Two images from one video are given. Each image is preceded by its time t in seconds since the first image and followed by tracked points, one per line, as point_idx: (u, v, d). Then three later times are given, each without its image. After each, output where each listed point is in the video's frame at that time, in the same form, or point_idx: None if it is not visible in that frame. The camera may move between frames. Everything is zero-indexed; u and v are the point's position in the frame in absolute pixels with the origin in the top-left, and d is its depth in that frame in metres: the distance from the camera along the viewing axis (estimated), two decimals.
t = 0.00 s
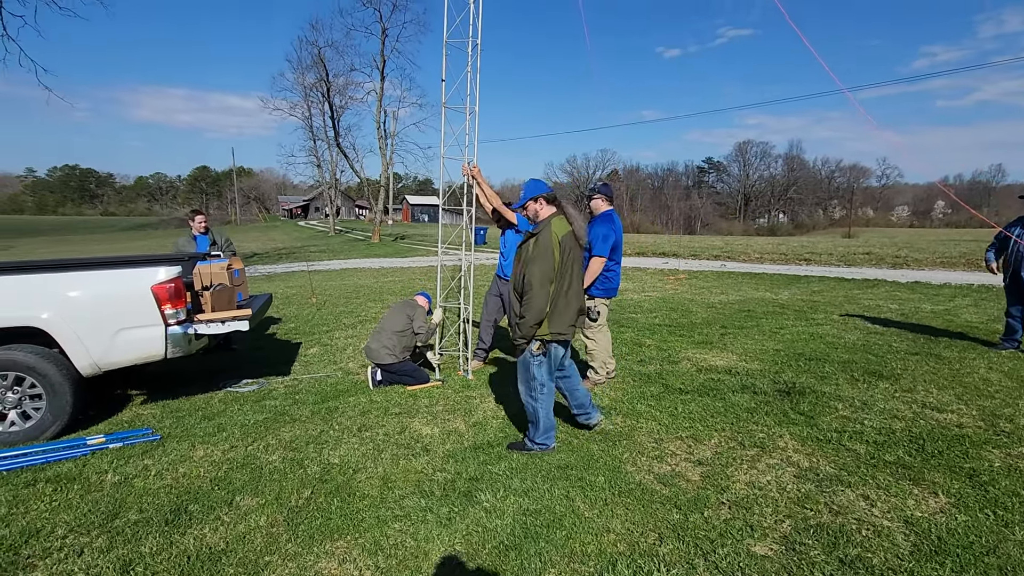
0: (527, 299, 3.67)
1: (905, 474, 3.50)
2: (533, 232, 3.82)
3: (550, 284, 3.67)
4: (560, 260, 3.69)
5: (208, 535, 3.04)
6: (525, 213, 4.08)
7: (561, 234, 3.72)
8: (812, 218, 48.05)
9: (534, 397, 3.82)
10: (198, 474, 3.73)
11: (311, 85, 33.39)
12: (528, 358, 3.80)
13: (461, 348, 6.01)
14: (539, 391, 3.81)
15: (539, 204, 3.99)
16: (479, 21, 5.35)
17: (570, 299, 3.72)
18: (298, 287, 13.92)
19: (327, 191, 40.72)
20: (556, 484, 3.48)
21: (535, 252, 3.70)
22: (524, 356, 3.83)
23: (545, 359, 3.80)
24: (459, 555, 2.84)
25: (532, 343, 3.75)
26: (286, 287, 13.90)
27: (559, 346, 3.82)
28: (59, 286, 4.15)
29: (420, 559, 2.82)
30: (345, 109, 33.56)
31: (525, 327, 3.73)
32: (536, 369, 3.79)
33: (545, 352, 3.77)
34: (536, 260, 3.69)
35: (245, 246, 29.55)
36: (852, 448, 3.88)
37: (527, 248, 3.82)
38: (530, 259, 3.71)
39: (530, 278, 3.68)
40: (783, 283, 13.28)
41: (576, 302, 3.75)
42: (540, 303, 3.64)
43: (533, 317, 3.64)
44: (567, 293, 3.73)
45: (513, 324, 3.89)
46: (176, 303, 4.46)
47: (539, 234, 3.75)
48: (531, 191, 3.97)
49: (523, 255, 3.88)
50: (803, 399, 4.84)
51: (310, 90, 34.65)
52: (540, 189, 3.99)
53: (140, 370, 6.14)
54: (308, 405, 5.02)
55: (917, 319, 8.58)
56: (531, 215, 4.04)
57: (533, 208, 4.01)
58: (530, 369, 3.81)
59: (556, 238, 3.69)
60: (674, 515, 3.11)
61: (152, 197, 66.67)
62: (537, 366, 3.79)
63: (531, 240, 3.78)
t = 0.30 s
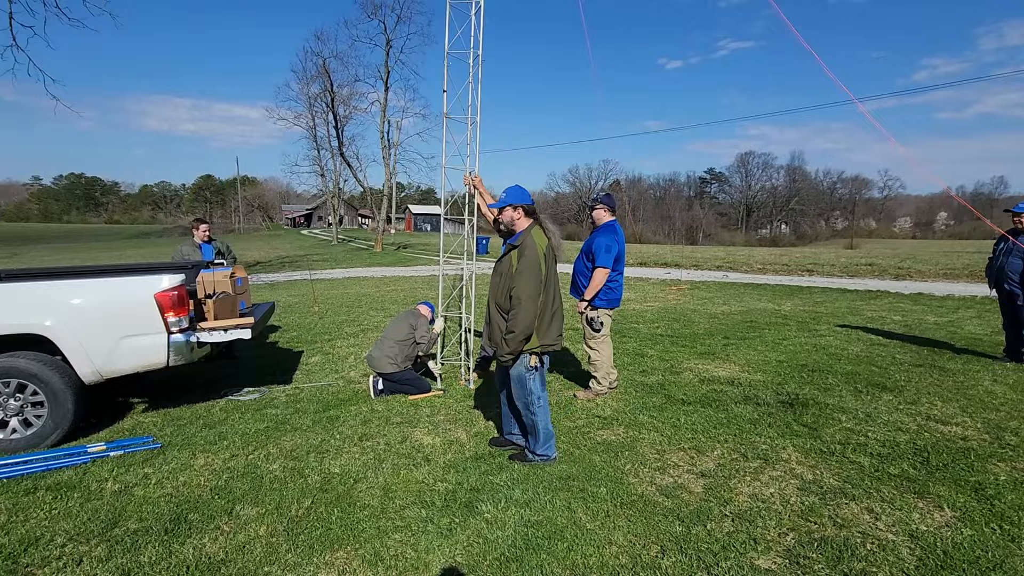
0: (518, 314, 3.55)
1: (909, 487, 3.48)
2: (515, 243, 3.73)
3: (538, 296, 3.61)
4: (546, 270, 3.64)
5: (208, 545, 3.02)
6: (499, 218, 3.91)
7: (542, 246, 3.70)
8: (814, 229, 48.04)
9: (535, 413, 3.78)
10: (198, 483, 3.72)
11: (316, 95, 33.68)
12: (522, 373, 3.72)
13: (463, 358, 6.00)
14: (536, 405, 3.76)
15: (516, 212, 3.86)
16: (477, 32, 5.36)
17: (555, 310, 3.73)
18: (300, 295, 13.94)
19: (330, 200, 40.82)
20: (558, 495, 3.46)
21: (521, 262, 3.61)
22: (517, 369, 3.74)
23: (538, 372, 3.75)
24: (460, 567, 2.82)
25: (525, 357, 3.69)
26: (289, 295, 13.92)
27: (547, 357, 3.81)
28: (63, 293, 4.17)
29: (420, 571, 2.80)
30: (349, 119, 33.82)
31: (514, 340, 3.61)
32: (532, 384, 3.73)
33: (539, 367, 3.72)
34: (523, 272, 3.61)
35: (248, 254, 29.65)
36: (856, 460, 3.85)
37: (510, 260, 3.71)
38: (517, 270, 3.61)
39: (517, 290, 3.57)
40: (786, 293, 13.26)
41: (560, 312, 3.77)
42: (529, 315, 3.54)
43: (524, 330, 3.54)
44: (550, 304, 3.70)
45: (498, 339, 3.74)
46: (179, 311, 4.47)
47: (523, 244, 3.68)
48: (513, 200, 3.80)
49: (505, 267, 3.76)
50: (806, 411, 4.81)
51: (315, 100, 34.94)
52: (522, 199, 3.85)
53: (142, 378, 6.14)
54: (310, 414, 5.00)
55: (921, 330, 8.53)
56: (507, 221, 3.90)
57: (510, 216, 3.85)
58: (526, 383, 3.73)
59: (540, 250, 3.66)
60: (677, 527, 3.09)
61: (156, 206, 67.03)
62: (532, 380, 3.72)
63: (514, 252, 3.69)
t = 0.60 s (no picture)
0: (509, 342, 3.37)
1: (915, 511, 3.43)
2: (488, 270, 3.54)
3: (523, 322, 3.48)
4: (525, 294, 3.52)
5: (202, 568, 2.98)
6: (465, 245, 3.67)
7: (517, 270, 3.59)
8: (814, 250, 48.19)
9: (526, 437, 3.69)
10: (194, 504, 3.67)
11: (320, 117, 34.18)
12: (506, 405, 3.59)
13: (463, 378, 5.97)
14: (522, 429, 3.68)
15: (484, 239, 3.64)
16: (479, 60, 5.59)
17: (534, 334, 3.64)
18: (301, 314, 13.93)
19: (332, 220, 41.08)
20: (558, 518, 3.41)
21: (502, 288, 3.44)
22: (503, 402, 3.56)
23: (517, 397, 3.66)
24: None
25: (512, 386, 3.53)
26: (289, 314, 13.92)
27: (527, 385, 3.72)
28: (64, 311, 4.18)
29: None
30: (352, 140, 34.26)
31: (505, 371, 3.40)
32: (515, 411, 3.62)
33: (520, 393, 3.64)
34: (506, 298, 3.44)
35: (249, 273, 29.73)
36: (860, 484, 3.81)
37: (486, 288, 3.50)
38: (500, 297, 3.42)
39: (503, 317, 3.39)
40: (787, 314, 13.25)
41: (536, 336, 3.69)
42: (520, 341, 3.38)
43: (518, 357, 3.36)
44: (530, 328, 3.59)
45: (485, 373, 3.48)
46: (180, 330, 4.47)
47: (498, 270, 3.52)
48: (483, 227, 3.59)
49: (479, 297, 3.53)
50: (809, 433, 4.77)
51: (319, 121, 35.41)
52: (492, 226, 3.66)
53: (141, 397, 6.11)
54: (308, 435, 4.96)
55: (922, 352, 8.50)
56: (473, 249, 3.65)
57: (478, 243, 3.63)
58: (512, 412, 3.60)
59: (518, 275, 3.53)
60: (679, 552, 3.04)
61: (159, 224, 67.44)
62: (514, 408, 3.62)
63: (490, 279, 3.50)
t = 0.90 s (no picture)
0: (474, 377, 3.33)
1: (923, 551, 3.36)
2: (452, 302, 3.52)
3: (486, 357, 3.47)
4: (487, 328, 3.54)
5: None
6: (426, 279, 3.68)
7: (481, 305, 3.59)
8: (812, 282, 48.37)
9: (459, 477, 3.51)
10: (185, 545, 3.58)
11: (322, 151, 34.76)
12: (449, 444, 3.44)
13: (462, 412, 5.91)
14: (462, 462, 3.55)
15: (444, 272, 3.65)
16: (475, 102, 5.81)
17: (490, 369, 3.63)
18: (298, 347, 13.84)
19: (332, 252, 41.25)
20: (558, 559, 3.33)
21: (468, 321, 3.44)
22: (441, 446, 3.43)
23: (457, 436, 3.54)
24: None
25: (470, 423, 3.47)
26: (286, 347, 13.83)
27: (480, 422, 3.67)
28: (62, 345, 4.16)
29: None
30: (353, 174, 34.75)
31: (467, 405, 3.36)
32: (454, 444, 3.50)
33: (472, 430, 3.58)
34: (472, 331, 3.43)
35: (247, 305, 29.69)
36: (866, 522, 3.74)
37: (450, 321, 3.47)
38: (467, 331, 3.39)
39: (470, 350, 3.37)
40: (786, 347, 13.21)
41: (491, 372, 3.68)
42: (484, 375, 3.37)
43: (483, 391, 3.34)
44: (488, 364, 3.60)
45: (445, 408, 3.40)
46: (176, 364, 4.44)
47: (462, 303, 3.52)
48: (440, 260, 3.60)
49: (442, 329, 3.48)
50: (813, 470, 4.69)
51: (320, 156, 36.01)
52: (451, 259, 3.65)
53: (134, 433, 6.01)
54: (303, 471, 4.88)
55: (924, 385, 8.45)
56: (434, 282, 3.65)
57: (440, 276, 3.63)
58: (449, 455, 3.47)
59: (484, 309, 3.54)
60: None
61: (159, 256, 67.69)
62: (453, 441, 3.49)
63: (456, 311, 3.47)
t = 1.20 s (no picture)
0: (428, 432, 3.15)
1: None
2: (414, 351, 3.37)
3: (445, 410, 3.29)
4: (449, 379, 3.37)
5: None
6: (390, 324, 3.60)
7: (443, 354, 3.43)
8: (808, 323, 48.47)
9: (369, 557, 3.19)
10: None
11: (321, 194, 35.25)
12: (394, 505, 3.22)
13: (457, 459, 5.78)
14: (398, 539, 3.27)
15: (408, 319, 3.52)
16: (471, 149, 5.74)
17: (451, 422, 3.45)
18: (292, 390, 13.64)
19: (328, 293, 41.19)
20: None
21: (428, 371, 3.27)
22: (388, 503, 3.21)
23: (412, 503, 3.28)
24: None
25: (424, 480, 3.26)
26: (279, 390, 13.62)
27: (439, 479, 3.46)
28: (50, 392, 4.08)
29: None
30: (351, 217, 35.14)
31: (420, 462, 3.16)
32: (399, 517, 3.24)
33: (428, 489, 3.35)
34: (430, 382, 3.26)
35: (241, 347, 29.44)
36: None
37: (409, 370, 3.32)
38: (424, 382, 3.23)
39: (426, 403, 3.20)
40: (785, 389, 13.10)
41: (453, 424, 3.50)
42: (440, 430, 3.18)
43: (438, 447, 3.15)
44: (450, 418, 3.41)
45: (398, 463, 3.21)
46: (167, 411, 4.35)
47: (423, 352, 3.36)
48: (405, 305, 3.51)
49: (401, 379, 3.34)
50: (818, 519, 4.57)
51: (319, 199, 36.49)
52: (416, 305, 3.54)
53: (119, 482, 5.84)
54: (294, 522, 4.72)
55: (926, 429, 8.35)
56: (398, 327, 3.57)
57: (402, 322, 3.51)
58: (395, 514, 3.23)
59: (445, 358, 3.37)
60: None
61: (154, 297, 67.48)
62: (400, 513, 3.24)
63: (415, 360, 3.31)
